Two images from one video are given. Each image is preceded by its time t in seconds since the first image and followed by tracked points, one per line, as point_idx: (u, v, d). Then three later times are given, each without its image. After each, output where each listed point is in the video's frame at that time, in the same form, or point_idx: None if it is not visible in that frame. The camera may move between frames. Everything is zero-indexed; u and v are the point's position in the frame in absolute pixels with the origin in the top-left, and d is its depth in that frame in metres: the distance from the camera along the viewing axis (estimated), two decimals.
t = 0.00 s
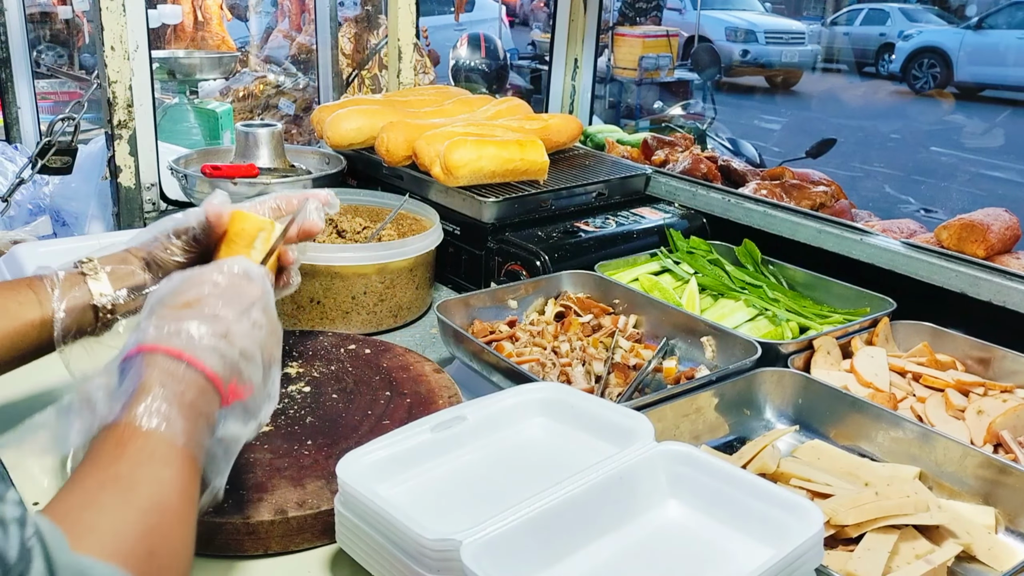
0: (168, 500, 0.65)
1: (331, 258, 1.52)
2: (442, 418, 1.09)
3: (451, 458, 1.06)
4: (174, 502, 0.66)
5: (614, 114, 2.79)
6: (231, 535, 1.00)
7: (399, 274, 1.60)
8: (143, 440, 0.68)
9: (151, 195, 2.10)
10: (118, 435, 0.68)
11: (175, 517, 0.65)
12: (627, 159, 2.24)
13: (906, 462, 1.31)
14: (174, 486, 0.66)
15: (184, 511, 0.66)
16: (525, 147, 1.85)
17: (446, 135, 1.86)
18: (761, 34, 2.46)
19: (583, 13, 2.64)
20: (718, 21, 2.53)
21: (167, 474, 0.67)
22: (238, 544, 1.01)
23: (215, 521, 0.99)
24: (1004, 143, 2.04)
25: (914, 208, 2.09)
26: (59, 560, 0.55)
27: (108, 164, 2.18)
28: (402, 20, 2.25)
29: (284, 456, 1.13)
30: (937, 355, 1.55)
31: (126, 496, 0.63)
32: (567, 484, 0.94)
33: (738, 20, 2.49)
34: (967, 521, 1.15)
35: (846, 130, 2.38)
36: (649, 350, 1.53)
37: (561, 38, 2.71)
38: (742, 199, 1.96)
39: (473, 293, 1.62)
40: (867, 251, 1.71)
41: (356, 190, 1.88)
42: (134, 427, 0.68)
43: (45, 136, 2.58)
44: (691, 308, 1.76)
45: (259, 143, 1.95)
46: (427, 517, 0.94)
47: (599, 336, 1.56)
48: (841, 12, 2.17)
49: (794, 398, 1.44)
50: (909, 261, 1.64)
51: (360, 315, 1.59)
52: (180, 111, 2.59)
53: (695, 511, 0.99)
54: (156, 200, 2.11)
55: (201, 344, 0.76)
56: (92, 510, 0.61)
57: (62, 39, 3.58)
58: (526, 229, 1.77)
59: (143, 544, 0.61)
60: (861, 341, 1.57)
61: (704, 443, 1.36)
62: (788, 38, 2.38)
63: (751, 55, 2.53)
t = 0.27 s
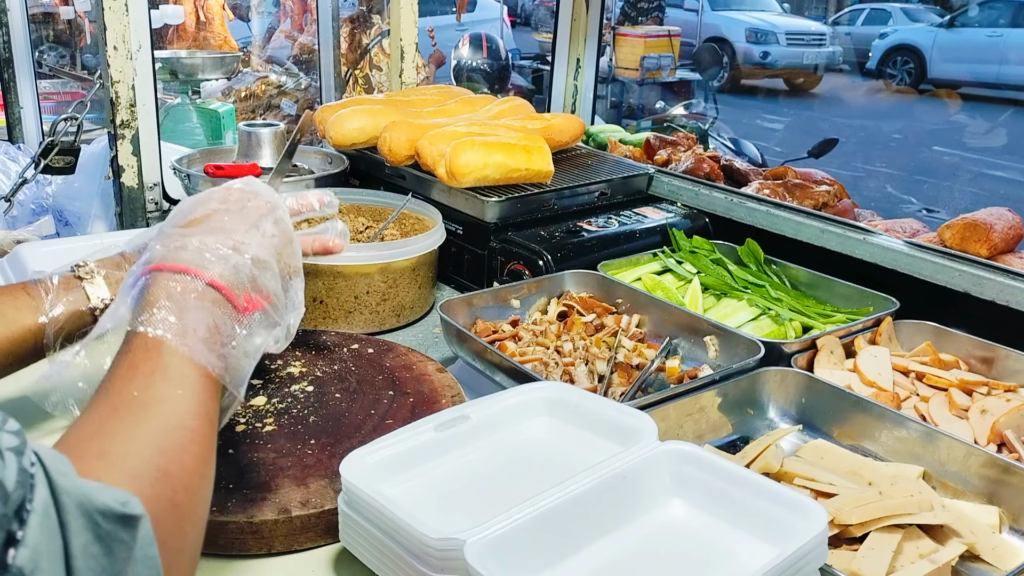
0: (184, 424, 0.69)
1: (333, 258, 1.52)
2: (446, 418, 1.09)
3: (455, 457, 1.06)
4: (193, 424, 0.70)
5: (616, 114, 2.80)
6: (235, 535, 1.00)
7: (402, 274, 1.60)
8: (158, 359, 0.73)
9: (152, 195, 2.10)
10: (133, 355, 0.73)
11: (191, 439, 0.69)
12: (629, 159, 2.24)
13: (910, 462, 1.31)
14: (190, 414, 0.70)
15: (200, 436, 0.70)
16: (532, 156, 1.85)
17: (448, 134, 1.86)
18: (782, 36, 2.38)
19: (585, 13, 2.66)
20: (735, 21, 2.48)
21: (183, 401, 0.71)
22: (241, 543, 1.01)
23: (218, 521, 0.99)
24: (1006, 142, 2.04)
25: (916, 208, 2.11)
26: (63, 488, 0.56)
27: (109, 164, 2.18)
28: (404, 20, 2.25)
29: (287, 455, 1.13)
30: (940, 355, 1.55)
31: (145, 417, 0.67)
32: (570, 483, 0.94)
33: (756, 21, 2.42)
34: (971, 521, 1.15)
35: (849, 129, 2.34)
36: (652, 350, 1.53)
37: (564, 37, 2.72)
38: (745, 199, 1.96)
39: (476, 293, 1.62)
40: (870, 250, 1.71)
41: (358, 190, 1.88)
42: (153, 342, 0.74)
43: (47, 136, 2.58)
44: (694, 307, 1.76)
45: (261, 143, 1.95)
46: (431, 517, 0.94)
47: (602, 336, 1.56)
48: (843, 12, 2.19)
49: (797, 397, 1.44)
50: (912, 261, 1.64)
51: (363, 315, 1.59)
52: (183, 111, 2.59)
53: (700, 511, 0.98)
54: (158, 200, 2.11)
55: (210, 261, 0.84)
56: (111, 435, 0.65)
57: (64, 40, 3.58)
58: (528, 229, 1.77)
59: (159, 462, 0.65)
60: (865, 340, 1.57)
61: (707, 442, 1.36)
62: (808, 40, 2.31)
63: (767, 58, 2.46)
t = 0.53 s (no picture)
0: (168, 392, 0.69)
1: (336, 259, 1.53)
2: (448, 418, 1.09)
3: (457, 457, 1.07)
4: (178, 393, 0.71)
5: (617, 115, 2.80)
6: (237, 536, 1.00)
7: (404, 274, 1.61)
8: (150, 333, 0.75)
9: (155, 195, 2.10)
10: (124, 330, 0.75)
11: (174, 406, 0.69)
12: (631, 160, 2.24)
13: (911, 462, 1.31)
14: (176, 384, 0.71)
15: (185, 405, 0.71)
16: (534, 157, 1.85)
17: (450, 135, 1.86)
18: (807, 38, 2.34)
19: (587, 13, 2.66)
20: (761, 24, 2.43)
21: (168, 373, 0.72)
22: (244, 544, 1.01)
23: (221, 522, 1.00)
24: (1009, 142, 2.03)
25: (917, 209, 2.13)
26: (44, 445, 0.53)
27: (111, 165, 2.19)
28: (406, 21, 2.25)
29: (289, 456, 1.13)
30: (941, 356, 1.55)
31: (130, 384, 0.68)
32: (573, 483, 0.94)
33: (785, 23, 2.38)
34: (972, 521, 1.15)
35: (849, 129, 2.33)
36: (654, 350, 1.53)
37: (565, 39, 2.73)
38: (746, 200, 1.96)
39: (478, 293, 1.62)
40: (872, 251, 1.71)
41: (360, 191, 1.88)
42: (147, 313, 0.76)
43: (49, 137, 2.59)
44: (696, 308, 1.76)
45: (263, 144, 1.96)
46: (433, 517, 0.94)
47: (603, 337, 1.56)
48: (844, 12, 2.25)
49: (799, 398, 1.44)
50: (914, 262, 1.64)
51: (365, 316, 1.60)
52: (184, 112, 2.62)
53: (702, 511, 0.99)
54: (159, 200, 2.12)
55: (204, 247, 0.86)
56: (99, 401, 0.65)
57: (65, 40, 3.56)
58: (530, 230, 1.77)
59: (141, 427, 0.65)
60: (866, 341, 1.57)
61: (709, 443, 1.37)
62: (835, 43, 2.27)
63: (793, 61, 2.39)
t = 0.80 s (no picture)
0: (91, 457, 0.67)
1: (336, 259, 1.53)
2: (448, 419, 1.09)
3: (457, 459, 1.06)
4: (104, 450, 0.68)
5: (617, 116, 2.79)
6: (237, 537, 1.00)
7: (404, 275, 1.61)
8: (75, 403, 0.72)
9: (156, 196, 2.12)
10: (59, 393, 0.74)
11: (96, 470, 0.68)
12: (631, 161, 2.24)
13: (912, 463, 1.31)
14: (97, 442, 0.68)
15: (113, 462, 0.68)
16: (534, 156, 1.85)
17: (450, 136, 1.86)
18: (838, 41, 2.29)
19: (587, 15, 2.66)
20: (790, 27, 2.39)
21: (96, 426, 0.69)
22: (244, 546, 1.01)
23: (220, 523, 0.99)
24: (1008, 144, 2.04)
25: (918, 211, 2.11)
26: None
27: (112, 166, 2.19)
28: (406, 22, 2.25)
29: (290, 457, 1.13)
30: (942, 357, 1.55)
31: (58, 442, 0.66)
32: (573, 484, 0.94)
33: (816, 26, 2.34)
34: (974, 523, 1.15)
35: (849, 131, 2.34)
36: (654, 351, 1.53)
37: (565, 41, 2.73)
38: (747, 200, 1.96)
39: (479, 294, 1.62)
40: (873, 252, 1.71)
41: (360, 191, 1.88)
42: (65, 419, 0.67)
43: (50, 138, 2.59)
44: (696, 309, 1.76)
45: (264, 145, 1.96)
46: (433, 518, 0.94)
47: (604, 338, 1.56)
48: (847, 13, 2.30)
49: (799, 399, 1.44)
50: (914, 262, 1.64)
51: (365, 317, 1.60)
52: (185, 113, 2.61)
53: (703, 512, 0.99)
54: (160, 202, 2.14)
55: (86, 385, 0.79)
56: None
57: (66, 42, 3.54)
58: (530, 231, 1.77)
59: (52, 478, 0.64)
60: (867, 342, 1.57)
61: (709, 444, 1.36)
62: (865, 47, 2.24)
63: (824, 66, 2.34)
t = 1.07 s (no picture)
0: None
1: (336, 260, 1.53)
2: (448, 419, 1.09)
3: (457, 459, 1.06)
4: None
5: (617, 116, 2.79)
6: (236, 538, 1.00)
7: (404, 275, 1.60)
8: None
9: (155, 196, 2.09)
10: None
11: None
12: (631, 161, 2.24)
13: (912, 464, 1.31)
14: None
15: None
16: (534, 156, 1.85)
17: (450, 136, 1.86)
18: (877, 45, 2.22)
19: (587, 14, 2.64)
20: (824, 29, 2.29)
21: None
22: (242, 546, 1.01)
23: (219, 523, 0.99)
24: (1009, 144, 2.02)
25: (918, 210, 2.14)
26: None
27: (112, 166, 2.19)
28: (406, 22, 2.25)
29: (289, 458, 1.12)
30: (943, 357, 1.54)
31: None
32: (573, 484, 0.94)
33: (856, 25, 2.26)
34: (974, 523, 1.14)
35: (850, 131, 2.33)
36: (654, 351, 1.53)
37: (565, 41, 2.72)
38: (747, 200, 1.96)
39: (479, 294, 1.62)
40: (873, 252, 1.71)
41: (360, 191, 1.88)
42: None
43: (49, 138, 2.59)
44: (696, 309, 1.76)
45: (264, 145, 1.95)
46: (432, 518, 0.94)
47: (604, 338, 1.56)
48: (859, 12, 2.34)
49: (800, 399, 1.44)
50: (915, 262, 1.63)
51: (365, 317, 1.59)
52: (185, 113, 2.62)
53: (703, 513, 0.98)
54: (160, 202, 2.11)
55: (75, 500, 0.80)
56: None
57: (66, 41, 3.60)
58: (530, 230, 1.77)
59: None
60: (867, 342, 1.57)
61: (709, 445, 1.36)
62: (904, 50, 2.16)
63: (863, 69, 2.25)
